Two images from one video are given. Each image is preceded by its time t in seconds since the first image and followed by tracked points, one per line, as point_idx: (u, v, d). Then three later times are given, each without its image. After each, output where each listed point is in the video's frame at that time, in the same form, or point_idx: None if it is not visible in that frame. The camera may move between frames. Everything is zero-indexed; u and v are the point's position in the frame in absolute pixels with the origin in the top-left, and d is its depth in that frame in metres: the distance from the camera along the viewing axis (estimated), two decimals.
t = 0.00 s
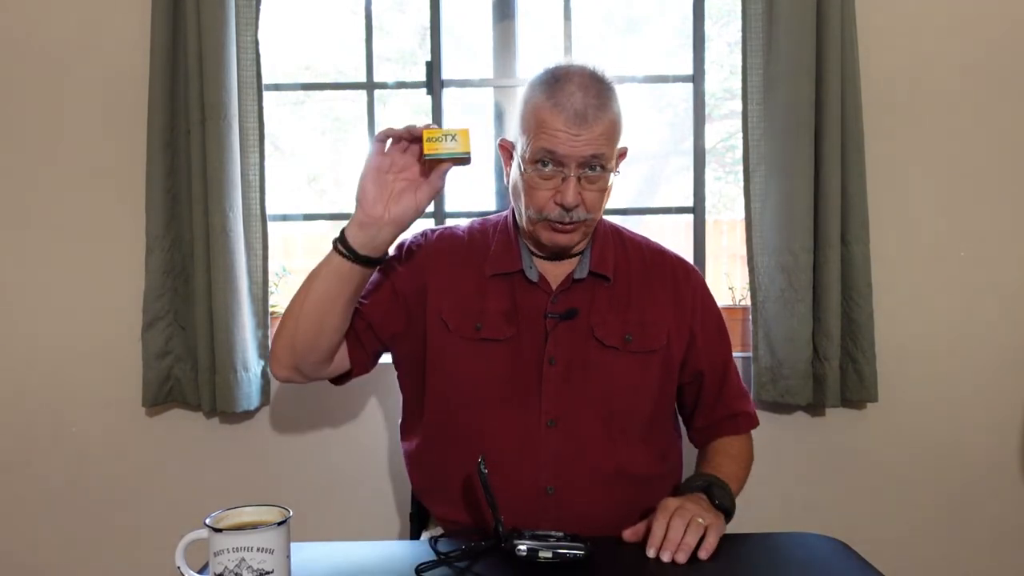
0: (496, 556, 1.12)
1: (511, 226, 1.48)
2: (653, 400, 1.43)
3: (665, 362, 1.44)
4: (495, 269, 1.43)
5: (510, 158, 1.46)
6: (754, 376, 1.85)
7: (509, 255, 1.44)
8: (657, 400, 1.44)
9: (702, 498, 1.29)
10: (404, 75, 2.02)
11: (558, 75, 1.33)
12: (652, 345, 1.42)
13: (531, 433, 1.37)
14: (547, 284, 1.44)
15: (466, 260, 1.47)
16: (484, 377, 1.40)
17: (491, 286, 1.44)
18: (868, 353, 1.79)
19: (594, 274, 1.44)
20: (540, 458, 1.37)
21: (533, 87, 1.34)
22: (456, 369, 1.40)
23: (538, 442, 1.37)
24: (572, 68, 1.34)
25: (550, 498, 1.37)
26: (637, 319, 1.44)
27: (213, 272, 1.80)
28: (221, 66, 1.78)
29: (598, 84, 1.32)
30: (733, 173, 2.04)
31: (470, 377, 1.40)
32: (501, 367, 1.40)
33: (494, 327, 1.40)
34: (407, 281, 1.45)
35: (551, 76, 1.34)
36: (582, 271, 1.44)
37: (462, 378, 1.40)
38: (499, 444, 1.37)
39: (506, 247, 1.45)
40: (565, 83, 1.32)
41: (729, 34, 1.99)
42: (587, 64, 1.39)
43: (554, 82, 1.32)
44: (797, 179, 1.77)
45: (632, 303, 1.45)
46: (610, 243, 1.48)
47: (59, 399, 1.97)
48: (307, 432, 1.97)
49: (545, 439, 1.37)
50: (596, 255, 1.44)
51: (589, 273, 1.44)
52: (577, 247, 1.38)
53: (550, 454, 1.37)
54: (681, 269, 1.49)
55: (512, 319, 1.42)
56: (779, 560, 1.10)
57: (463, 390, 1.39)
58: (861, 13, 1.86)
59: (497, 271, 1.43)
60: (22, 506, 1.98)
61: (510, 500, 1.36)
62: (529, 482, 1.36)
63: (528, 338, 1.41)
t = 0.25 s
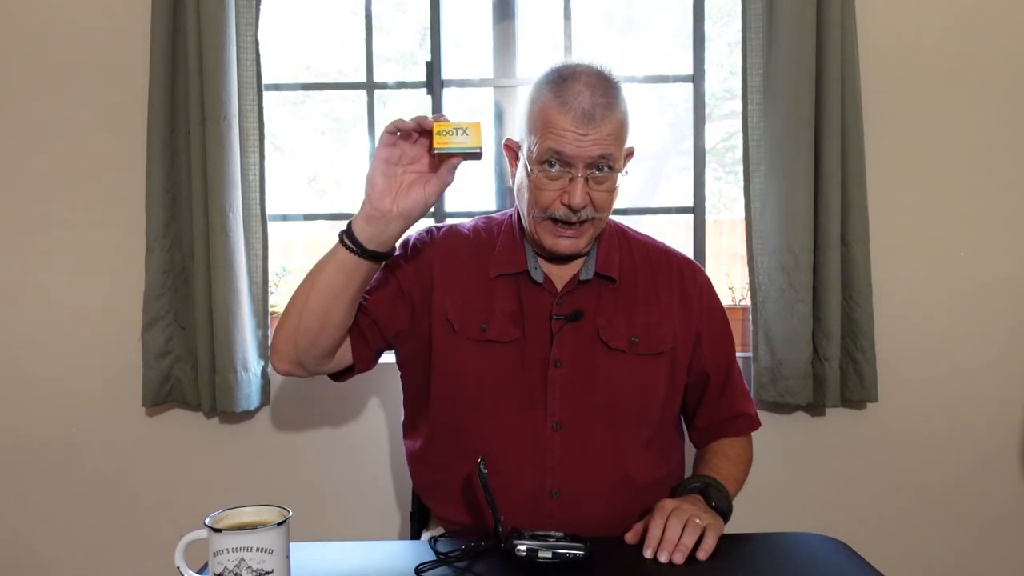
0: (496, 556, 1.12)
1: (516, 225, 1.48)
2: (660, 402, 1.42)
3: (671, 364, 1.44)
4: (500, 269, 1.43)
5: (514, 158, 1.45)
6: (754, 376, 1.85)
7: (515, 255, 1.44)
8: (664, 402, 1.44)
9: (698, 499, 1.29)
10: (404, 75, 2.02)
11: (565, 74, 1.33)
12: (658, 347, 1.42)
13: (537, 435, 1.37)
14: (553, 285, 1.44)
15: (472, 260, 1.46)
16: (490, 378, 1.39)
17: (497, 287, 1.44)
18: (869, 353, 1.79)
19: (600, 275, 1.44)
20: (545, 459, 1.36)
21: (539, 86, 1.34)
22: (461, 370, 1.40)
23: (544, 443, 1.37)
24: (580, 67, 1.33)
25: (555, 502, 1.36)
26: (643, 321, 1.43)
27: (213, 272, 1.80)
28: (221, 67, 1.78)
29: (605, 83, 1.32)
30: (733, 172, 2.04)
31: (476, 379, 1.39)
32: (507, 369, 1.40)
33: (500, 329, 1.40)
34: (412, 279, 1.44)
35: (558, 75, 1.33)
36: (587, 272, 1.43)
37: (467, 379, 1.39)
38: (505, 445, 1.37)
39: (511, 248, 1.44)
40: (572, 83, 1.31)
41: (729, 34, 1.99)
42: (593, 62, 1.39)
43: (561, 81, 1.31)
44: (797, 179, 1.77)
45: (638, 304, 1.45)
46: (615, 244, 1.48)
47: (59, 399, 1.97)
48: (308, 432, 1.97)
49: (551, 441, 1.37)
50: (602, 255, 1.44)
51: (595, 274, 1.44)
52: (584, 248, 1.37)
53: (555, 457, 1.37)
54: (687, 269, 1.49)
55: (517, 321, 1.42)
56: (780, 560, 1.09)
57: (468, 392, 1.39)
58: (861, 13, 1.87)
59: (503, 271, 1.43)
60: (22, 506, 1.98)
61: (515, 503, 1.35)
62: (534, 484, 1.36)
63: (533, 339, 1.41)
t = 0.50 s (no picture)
0: (496, 556, 1.12)
1: (518, 225, 1.48)
2: (662, 404, 1.42)
3: (673, 366, 1.44)
4: (502, 271, 1.43)
5: (517, 158, 1.44)
6: (754, 376, 1.85)
7: (517, 256, 1.44)
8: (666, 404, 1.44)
9: (699, 500, 1.29)
10: (404, 75, 2.02)
11: (569, 75, 1.32)
12: (660, 349, 1.42)
13: (539, 437, 1.37)
14: (555, 287, 1.43)
15: (474, 260, 1.46)
16: (492, 379, 1.39)
17: (498, 289, 1.44)
18: (869, 353, 1.79)
19: (602, 276, 1.44)
20: (547, 462, 1.36)
21: (543, 87, 1.33)
22: (464, 372, 1.39)
23: (545, 445, 1.37)
24: (584, 68, 1.33)
25: (558, 504, 1.36)
26: (645, 323, 1.43)
27: (213, 273, 1.80)
28: (221, 67, 1.78)
29: (609, 85, 1.32)
30: (733, 172, 2.04)
31: (477, 381, 1.39)
32: (509, 371, 1.39)
33: (502, 331, 1.40)
34: (414, 280, 1.44)
35: (562, 76, 1.33)
36: (590, 274, 1.43)
37: (469, 381, 1.39)
38: (507, 447, 1.37)
39: (513, 249, 1.44)
40: (576, 84, 1.31)
41: (729, 34, 2.00)
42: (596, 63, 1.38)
43: (565, 83, 1.31)
44: (797, 180, 1.77)
45: (640, 306, 1.45)
46: (617, 245, 1.48)
47: (59, 399, 1.97)
48: (308, 432, 1.97)
49: (553, 443, 1.37)
50: (604, 256, 1.44)
51: (597, 276, 1.44)
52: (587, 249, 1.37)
53: (557, 459, 1.37)
54: (689, 270, 1.49)
55: (519, 323, 1.42)
56: (779, 561, 1.09)
57: (469, 394, 1.39)
58: (861, 13, 1.87)
59: (505, 272, 1.43)
60: (22, 506, 1.98)
61: (517, 505, 1.36)
62: (536, 486, 1.36)
63: (535, 341, 1.41)
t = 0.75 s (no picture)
0: (496, 556, 1.12)
1: (518, 227, 1.48)
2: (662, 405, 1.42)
3: (674, 367, 1.44)
4: (503, 272, 1.43)
5: (517, 158, 1.44)
6: (754, 376, 1.85)
7: (517, 258, 1.43)
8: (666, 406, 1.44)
9: (698, 500, 1.29)
10: (404, 75, 2.02)
11: (570, 75, 1.32)
12: (661, 351, 1.42)
13: (540, 440, 1.37)
14: (556, 288, 1.43)
15: (475, 262, 1.46)
16: (493, 382, 1.39)
17: (498, 291, 1.44)
18: (869, 353, 1.79)
19: (602, 277, 1.44)
20: (548, 464, 1.36)
21: (544, 88, 1.33)
22: (465, 375, 1.39)
23: (546, 447, 1.37)
24: (584, 68, 1.33)
25: (559, 506, 1.36)
26: (646, 324, 1.43)
27: (213, 273, 1.80)
28: (221, 67, 1.78)
29: (610, 85, 1.32)
30: (733, 172, 2.04)
31: (478, 383, 1.39)
32: (509, 373, 1.39)
33: (502, 333, 1.40)
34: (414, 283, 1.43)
35: (563, 77, 1.32)
36: (591, 275, 1.43)
37: (470, 383, 1.39)
38: (508, 450, 1.37)
39: (513, 250, 1.44)
40: (577, 84, 1.31)
41: (729, 34, 2.00)
42: (596, 63, 1.38)
43: (566, 83, 1.31)
44: (798, 180, 1.77)
45: (640, 307, 1.45)
46: (617, 246, 1.48)
47: (59, 398, 1.97)
48: (308, 432, 1.97)
49: (553, 445, 1.37)
50: (604, 257, 1.44)
51: (598, 277, 1.44)
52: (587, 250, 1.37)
53: (558, 461, 1.37)
54: (689, 271, 1.49)
55: (519, 324, 1.42)
56: (779, 560, 1.09)
57: (470, 396, 1.39)
58: (861, 13, 1.87)
59: (506, 274, 1.43)
60: (22, 506, 1.98)
61: (519, 507, 1.36)
62: (537, 488, 1.36)
63: (536, 343, 1.41)
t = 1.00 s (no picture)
0: (496, 556, 1.12)
1: (517, 228, 1.48)
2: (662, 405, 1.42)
3: (673, 367, 1.44)
4: (502, 273, 1.43)
5: (515, 159, 1.45)
6: (754, 376, 1.86)
7: (516, 258, 1.44)
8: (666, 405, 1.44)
9: (698, 500, 1.29)
10: (404, 75, 2.02)
11: (566, 75, 1.32)
12: (660, 351, 1.42)
13: (539, 440, 1.37)
14: (555, 288, 1.43)
15: (474, 263, 1.46)
16: (492, 382, 1.39)
17: (497, 291, 1.44)
18: (869, 353, 1.79)
19: (602, 277, 1.44)
20: (547, 464, 1.36)
21: (541, 88, 1.33)
22: (464, 375, 1.39)
23: (545, 447, 1.37)
24: (581, 68, 1.33)
25: (558, 506, 1.36)
26: (645, 324, 1.43)
27: (213, 273, 1.80)
28: (221, 67, 1.78)
29: (607, 84, 1.32)
30: (733, 172, 2.04)
31: (477, 383, 1.39)
32: (509, 373, 1.39)
33: (501, 333, 1.40)
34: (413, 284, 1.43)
35: (560, 77, 1.33)
36: (590, 275, 1.43)
37: (469, 384, 1.39)
38: (507, 450, 1.37)
39: (513, 251, 1.44)
40: (573, 84, 1.31)
41: (729, 34, 2.00)
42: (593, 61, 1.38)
43: (562, 83, 1.31)
44: (798, 180, 1.77)
45: (640, 307, 1.45)
46: (617, 246, 1.48)
47: (59, 398, 1.97)
48: (308, 432, 1.97)
49: (553, 445, 1.37)
50: (604, 257, 1.44)
51: (597, 277, 1.44)
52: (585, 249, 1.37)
53: (558, 461, 1.37)
54: (689, 270, 1.49)
55: (518, 324, 1.42)
56: (779, 560, 1.09)
57: (469, 396, 1.39)
58: (861, 13, 1.87)
59: (505, 274, 1.43)
60: (22, 506, 1.98)
61: (518, 507, 1.36)
62: (536, 489, 1.36)
63: (535, 343, 1.41)
